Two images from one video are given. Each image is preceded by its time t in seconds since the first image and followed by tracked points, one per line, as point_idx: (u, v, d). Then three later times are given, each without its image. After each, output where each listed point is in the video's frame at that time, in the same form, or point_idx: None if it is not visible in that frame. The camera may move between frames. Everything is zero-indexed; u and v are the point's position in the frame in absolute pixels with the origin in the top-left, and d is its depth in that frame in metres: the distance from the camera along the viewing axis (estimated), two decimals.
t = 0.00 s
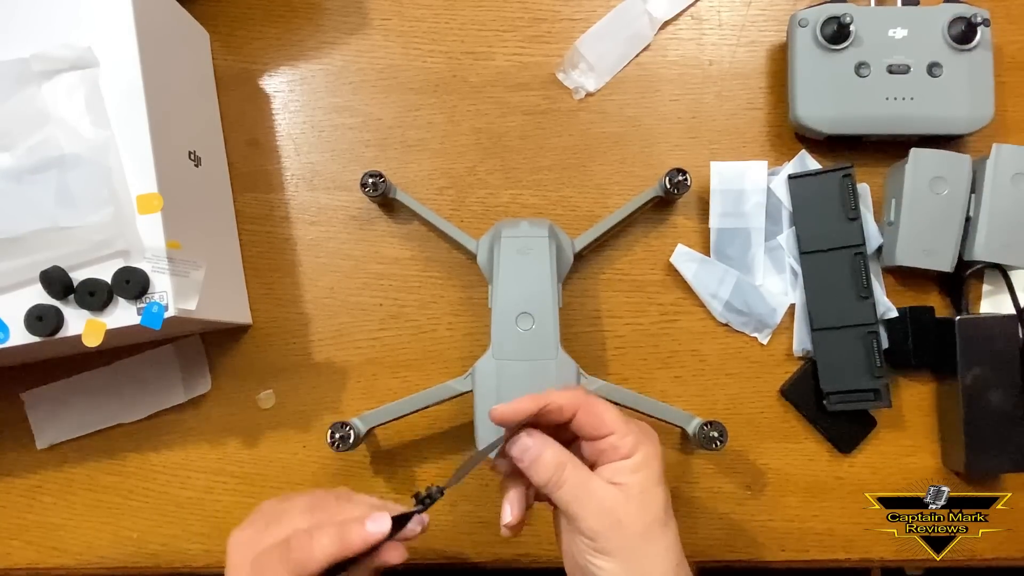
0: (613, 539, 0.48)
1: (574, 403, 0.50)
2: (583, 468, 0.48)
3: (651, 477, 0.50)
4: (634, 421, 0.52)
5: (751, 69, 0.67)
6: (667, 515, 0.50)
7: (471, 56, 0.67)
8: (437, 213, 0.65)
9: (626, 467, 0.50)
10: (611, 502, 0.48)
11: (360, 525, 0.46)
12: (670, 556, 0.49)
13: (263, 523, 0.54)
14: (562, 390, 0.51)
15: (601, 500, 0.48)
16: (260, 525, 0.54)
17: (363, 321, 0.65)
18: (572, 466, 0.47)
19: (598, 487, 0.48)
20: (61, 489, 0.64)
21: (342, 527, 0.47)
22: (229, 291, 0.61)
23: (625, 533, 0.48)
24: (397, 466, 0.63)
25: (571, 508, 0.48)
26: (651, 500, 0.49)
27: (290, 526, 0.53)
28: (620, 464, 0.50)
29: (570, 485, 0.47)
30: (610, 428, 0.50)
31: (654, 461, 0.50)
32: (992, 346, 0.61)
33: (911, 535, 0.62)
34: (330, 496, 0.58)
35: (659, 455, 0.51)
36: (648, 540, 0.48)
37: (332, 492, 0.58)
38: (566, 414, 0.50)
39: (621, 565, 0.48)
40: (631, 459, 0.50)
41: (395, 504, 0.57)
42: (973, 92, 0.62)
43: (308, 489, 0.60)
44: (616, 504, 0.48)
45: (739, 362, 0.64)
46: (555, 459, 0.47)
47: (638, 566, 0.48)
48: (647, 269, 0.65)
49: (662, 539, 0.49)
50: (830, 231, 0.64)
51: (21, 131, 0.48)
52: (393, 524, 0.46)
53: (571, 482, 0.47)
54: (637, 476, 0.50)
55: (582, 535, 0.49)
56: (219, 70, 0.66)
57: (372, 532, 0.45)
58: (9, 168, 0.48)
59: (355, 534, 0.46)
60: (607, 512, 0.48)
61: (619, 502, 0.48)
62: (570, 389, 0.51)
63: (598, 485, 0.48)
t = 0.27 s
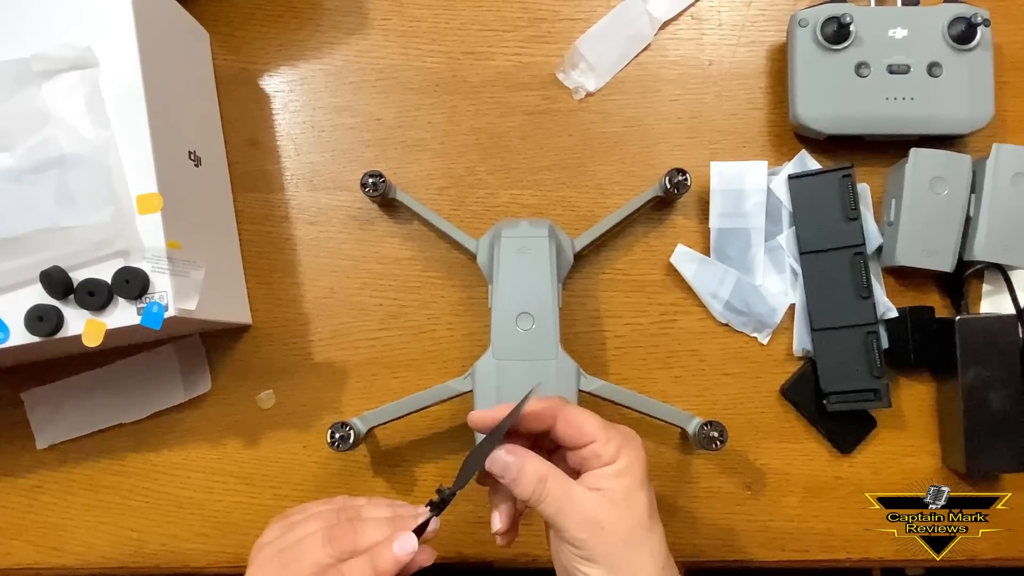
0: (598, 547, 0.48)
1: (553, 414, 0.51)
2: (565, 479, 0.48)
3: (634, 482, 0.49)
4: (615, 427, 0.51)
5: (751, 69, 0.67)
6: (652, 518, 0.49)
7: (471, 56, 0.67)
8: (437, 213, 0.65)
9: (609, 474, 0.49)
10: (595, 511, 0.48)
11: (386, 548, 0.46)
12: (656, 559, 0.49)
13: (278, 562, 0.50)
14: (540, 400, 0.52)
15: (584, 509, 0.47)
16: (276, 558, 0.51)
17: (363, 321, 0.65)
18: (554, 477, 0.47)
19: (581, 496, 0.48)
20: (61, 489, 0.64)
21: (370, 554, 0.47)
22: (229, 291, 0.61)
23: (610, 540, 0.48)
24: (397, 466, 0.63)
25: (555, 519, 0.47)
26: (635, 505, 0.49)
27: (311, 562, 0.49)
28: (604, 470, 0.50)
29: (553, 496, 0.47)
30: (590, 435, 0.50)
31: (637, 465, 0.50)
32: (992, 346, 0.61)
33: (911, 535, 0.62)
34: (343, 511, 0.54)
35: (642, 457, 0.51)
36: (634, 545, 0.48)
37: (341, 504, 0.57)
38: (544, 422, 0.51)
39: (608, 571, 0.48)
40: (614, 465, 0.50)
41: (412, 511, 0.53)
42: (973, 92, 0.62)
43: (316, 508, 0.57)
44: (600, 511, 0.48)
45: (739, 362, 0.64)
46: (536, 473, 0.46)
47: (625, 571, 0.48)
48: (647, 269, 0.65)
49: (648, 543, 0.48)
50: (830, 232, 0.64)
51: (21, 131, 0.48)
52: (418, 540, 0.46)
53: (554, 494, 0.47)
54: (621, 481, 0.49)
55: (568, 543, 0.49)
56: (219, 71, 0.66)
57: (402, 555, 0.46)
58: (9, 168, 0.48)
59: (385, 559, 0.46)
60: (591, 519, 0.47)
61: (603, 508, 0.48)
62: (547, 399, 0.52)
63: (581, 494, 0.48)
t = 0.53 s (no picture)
0: (597, 538, 0.47)
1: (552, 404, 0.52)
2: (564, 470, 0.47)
3: (633, 472, 0.49)
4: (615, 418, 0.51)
5: (751, 69, 0.67)
6: (651, 507, 0.49)
7: (471, 56, 0.67)
8: (437, 213, 0.65)
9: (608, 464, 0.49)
10: (593, 501, 0.47)
11: (414, 547, 0.47)
12: (654, 548, 0.49)
13: (307, 567, 0.51)
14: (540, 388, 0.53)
15: (582, 500, 0.47)
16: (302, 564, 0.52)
17: (363, 321, 0.65)
18: (552, 469, 0.47)
19: (579, 487, 0.47)
20: (61, 489, 0.64)
21: (398, 555, 0.47)
22: (229, 291, 0.61)
23: (609, 530, 0.47)
24: (397, 466, 0.63)
25: (553, 511, 0.47)
26: (634, 494, 0.49)
27: (340, 565, 0.49)
28: (602, 461, 0.49)
29: (551, 488, 0.47)
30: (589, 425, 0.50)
31: (636, 454, 0.50)
32: (992, 346, 0.61)
33: (911, 535, 0.62)
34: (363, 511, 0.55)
35: (641, 447, 0.51)
36: (633, 534, 0.48)
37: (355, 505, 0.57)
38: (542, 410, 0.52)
39: (607, 561, 0.48)
40: (613, 455, 0.50)
41: (430, 507, 0.53)
42: (973, 92, 0.62)
43: (334, 511, 0.57)
44: (599, 501, 0.48)
45: (739, 362, 0.64)
46: (532, 466, 0.46)
47: (624, 560, 0.48)
48: (647, 269, 0.65)
49: (647, 532, 0.48)
50: (830, 231, 0.64)
51: (21, 131, 0.48)
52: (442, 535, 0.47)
53: (552, 486, 0.46)
54: (620, 471, 0.49)
55: (567, 535, 0.48)
56: (219, 70, 0.66)
57: (430, 552, 0.46)
58: (9, 168, 0.48)
59: (414, 557, 0.46)
60: (591, 510, 0.47)
61: (602, 498, 0.48)
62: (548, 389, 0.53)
63: (579, 484, 0.47)
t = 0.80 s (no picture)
0: (604, 506, 0.48)
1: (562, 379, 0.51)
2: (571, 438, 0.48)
3: (641, 445, 0.49)
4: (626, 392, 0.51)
5: (751, 69, 0.67)
6: (660, 481, 0.50)
7: (471, 56, 0.67)
8: (437, 213, 0.65)
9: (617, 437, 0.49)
10: (600, 471, 0.48)
11: (420, 536, 0.47)
12: (660, 519, 0.49)
13: (320, 562, 0.51)
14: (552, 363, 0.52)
15: (588, 469, 0.48)
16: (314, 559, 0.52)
17: (363, 321, 0.65)
18: (559, 437, 0.47)
19: (587, 455, 0.48)
20: (61, 489, 0.64)
21: (404, 544, 0.47)
22: (229, 291, 0.61)
23: (615, 500, 0.48)
24: (397, 466, 0.63)
25: (561, 477, 0.48)
26: (640, 466, 0.49)
27: (350, 560, 0.50)
28: (611, 433, 0.49)
29: (558, 455, 0.47)
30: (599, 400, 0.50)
31: (645, 428, 0.50)
32: (992, 346, 0.61)
33: (911, 535, 0.62)
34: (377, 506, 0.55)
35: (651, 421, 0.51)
36: (639, 505, 0.48)
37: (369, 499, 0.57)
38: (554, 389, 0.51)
39: (613, 530, 0.49)
40: (622, 428, 0.50)
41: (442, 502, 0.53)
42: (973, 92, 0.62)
43: (347, 504, 0.57)
44: (606, 471, 0.48)
45: (739, 362, 0.64)
46: (540, 432, 0.47)
47: (630, 530, 0.48)
48: (647, 269, 0.65)
49: (654, 504, 0.49)
50: (830, 231, 0.64)
51: (21, 131, 0.48)
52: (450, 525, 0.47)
53: (560, 452, 0.47)
54: (627, 444, 0.49)
55: (574, 502, 0.49)
56: (219, 71, 0.66)
57: (437, 540, 0.46)
58: (9, 168, 0.48)
59: (421, 546, 0.47)
60: (596, 479, 0.48)
61: (608, 469, 0.48)
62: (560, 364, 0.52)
63: (587, 454, 0.48)
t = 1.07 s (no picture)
0: (597, 480, 0.47)
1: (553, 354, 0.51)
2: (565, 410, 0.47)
3: (634, 418, 0.49)
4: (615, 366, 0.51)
5: (751, 69, 0.67)
6: (652, 452, 0.49)
7: (471, 56, 0.67)
8: (437, 213, 0.65)
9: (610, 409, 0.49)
10: (595, 442, 0.47)
11: (411, 516, 0.47)
12: (654, 492, 0.48)
13: (308, 535, 0.54)
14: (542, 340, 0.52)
15: (583, 441, 0.47)
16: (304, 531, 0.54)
17: (363, 321, 0.65)
18: (552, 408, 0.46)
19: (580, 427, 0.47)
20: (60, 489, 0.64)
21: (394, 522, 0.47)
22: (229, 291, 0.61)
23: (609, 472, 0.47)
24: (397, 466, 0.63)
25: (553, 451, 0.46)
26: (634, 438, 0.48)
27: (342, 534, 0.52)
28: (605, 406, 0.49)
29: (552, 427, 0.46)
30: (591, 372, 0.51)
31: (637, 401, 0.50)
32: (992, 346, 0.61)
33: (911, 535, 0.62)
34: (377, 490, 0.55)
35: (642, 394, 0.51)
36: (634, 477, 0.48)
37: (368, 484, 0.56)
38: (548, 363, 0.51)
39: (606, 504, 0.48)
40: (616, 400, 0.50)
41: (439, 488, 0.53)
42: (973, 92, 0.62)
43: (347, 482, 0.57)
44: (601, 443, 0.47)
45: (739, 362, 0.64)
46: (533, 403, 0.45)
47: (624, 503, 0.47)
48: (647, 269, 0.65)
49: (648, 476, 0.48)
50: (830, 231, 0.64)
51: (22, 131, 0.48)
52: (442, 506, 0.47)
53: (552, 425, 0.46)
54: (622, 416, 0.49)
55: (566, 476, 0.48)
56: (219, 70, 0.66)
57: (427, 521, 0.46)
58: (9, 168, 0.48)
59: (410, 525, 0.46)
60: (591, 451, 0.47)
61: (603, 441, 0.47)
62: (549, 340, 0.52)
63: (581, 426, 0.47)
